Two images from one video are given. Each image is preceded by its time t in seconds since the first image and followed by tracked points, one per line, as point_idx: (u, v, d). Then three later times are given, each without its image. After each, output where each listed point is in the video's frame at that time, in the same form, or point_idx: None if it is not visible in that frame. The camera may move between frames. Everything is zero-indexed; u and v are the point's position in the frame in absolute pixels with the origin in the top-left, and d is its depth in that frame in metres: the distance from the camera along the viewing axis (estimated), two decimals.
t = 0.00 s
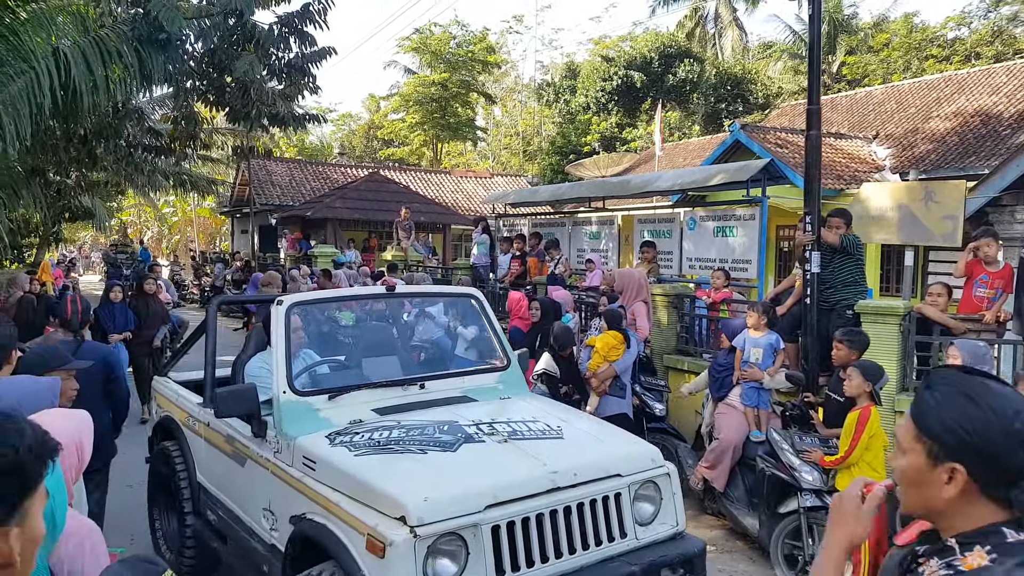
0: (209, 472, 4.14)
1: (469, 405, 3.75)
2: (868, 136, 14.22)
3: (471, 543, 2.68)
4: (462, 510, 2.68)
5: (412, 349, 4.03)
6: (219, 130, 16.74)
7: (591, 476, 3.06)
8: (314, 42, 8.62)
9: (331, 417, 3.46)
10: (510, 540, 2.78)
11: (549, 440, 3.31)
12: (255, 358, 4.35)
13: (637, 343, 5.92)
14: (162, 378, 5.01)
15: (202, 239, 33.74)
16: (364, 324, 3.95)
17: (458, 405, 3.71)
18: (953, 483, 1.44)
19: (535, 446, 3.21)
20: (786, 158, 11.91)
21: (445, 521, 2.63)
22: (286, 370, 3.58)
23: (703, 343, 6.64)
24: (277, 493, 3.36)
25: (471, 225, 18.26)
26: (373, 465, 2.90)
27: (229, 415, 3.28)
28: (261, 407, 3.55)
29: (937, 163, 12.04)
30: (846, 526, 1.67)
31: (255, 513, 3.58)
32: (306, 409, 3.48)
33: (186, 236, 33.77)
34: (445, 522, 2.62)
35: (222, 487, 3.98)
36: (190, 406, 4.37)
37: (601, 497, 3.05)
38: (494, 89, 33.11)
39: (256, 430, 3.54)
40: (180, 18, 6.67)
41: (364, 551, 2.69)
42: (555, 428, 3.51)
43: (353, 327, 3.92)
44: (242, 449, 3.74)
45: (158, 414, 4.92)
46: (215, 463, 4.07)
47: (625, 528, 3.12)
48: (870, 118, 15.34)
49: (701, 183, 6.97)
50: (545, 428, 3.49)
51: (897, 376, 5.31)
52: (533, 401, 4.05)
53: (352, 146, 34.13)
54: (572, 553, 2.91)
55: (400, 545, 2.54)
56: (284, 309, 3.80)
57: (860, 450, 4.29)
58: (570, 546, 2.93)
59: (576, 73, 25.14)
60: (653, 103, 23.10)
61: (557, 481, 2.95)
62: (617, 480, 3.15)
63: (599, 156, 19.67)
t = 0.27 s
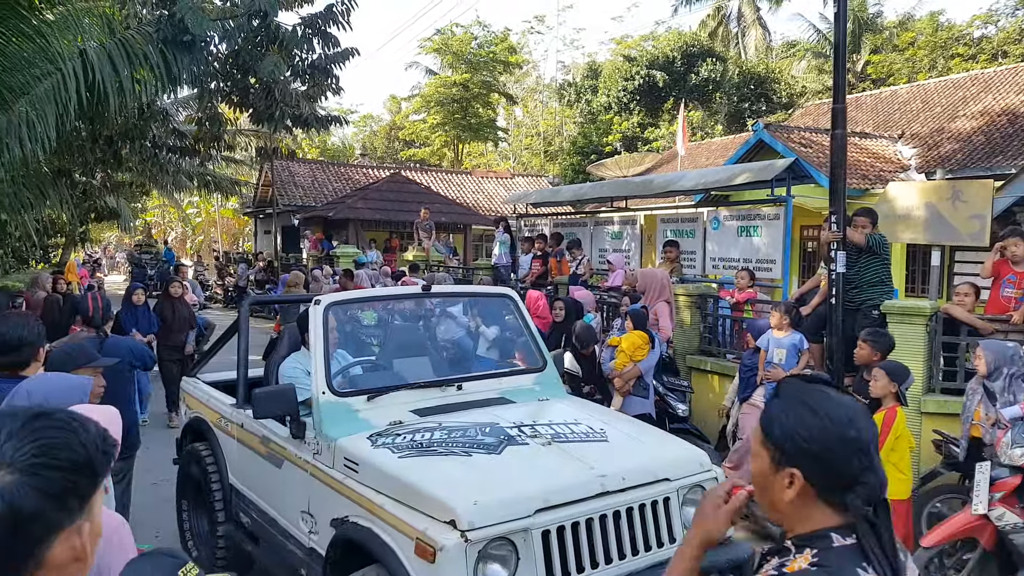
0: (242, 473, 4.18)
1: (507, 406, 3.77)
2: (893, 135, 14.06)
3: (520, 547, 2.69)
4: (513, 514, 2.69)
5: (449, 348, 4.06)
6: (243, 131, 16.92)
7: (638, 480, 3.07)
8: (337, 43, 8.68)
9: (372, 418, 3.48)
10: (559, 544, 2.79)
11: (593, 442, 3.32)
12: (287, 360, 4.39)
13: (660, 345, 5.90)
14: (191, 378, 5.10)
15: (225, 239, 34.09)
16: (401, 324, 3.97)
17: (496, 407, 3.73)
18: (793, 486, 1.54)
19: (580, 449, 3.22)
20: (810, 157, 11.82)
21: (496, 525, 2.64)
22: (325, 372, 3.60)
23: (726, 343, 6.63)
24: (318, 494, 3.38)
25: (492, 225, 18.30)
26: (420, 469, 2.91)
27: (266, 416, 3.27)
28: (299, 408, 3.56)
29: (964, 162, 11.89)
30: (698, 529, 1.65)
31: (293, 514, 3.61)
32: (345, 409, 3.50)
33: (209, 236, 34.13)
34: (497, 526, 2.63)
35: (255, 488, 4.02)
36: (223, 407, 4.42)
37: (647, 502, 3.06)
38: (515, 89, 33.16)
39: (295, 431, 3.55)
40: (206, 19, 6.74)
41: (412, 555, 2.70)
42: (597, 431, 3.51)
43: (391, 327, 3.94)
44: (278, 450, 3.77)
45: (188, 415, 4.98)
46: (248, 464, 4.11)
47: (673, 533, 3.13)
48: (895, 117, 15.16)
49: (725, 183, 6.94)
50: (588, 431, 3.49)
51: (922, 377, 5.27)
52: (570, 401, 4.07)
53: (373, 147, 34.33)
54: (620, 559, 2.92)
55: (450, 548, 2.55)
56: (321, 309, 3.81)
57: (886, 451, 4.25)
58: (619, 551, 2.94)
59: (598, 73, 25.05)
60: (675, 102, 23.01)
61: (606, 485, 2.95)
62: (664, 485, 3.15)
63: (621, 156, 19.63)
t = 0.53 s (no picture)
0: (274, 477, 4.20)
1: (542, 407, 3.73)
2: (908, 137, 14.04)
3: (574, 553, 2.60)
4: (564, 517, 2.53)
5: (481, 349, 4.04)
6: (259, 131, 17.07)
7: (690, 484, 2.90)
8: (354, 43, 8.79)
9: (410, 421, 3.46)
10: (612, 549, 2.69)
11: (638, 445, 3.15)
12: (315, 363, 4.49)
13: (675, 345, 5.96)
14: (215, 378, 5.20)
15: (239, 239, 34.33)
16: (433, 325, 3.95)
17: (532, 407, 3.69)
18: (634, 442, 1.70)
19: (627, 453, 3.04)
20: (825, 159, 11.82)
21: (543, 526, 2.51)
22: (361, 374, 3.59)
23: (742, 343, 6.67)
24: (357, 498, 3.35)
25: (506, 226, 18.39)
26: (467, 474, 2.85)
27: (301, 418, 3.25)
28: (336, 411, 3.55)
29: (979, 164, 11.86)
30: (562, 483, 1.82)
31: (330, 519, 3.60)
32: (381, 412, 3.49)
33: (224, 236, 34.39)
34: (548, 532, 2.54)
35: (288, 492, 4.02)
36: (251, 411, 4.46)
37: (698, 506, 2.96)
38: (529, 90, 33.26)
39: (330, 434, 3.52)
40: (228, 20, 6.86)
41: (463, 562, 2.63)
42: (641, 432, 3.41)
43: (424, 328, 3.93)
44: (312, 454, 3.77)
45: (210, 417, 5.07)
46: (279, 466, 4.13)
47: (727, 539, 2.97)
48: (910, 118, 15.13)
49: (741, 183, 6.99)
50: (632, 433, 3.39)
51: (938, 376, 5.30)
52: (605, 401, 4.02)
53: (387, 147, 34.50)
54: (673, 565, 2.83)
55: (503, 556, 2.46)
56: (356, 309, 3.80)
57: (902, 450, 4.29)
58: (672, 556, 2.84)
59: (612, 74, 25.08)
60: (689, 104, 23.02)
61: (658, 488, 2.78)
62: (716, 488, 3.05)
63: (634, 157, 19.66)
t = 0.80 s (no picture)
0: (300, 480, 4.13)
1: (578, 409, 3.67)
2: (912, 137, 14.05)
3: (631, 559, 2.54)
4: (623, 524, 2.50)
5: (514, 348, 3.96)
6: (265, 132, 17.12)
7: (740, 488, 2.91)
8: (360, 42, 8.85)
9: (446, 422, 3.39)
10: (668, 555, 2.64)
11: (683, 447, 3.13)
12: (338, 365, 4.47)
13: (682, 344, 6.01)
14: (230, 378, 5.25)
15: (244, 239, 34.41)
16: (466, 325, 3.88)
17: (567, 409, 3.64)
18: (533, 426, 1.81)
19: (674, 456, 3.02)
20: (829, 158, 11.85)
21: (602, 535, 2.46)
22: (395, 374, 3.53)
23: (748, 341, 6.71)
24: (394, 504, 3.29)
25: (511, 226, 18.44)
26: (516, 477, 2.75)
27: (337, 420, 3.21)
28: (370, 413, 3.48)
29: (984, 163, 11.88)
30: (482, 462, 1.94)
31: (361, 525, 3.52)
32: (417, 413, 3.43)
33: (228, 236, 34.48)
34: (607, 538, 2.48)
35: (315, 497, 3.95)
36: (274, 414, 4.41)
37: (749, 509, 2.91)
38: (533, 90, 33.31)
39: (364, 436, 3.45)
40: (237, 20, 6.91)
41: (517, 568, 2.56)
42: (683, 433, 3.36)
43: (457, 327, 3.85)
44: (342, 457, 3.69)
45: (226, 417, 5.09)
46: (303, 468, 4.08)
47: (772, 542, 3.01)
48: (914, 118, 15.15)
49: (748, 182, 7.02)
50: (675, 434, 3.34)
51: (944, 375, 5.33)
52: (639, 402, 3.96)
53: (391, 148, 34.56)
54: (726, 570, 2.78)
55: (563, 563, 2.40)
56: (389, 308, 3.71)
57: (910, 448, 4.31)
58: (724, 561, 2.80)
59: (616, 75, 25.11)
60: (693, 104, 23.05)
61: (711, 494, 2.78)
62: (765, 491, 3.01)
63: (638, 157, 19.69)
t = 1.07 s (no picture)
0: (324, 481, 3.96)
1: (617, 411, 3.58)
2: (919, 134, 14.01)
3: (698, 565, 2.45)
4: (691, 529, 2.45)
5: (549, 348, 3.85)
6: (269, 130, 17.14)
7: (800, 490, 2.85)
8: (365, 40, 8.83)
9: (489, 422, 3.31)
10: (732, 560, 2.56)
11: (736, 449, 3.12)
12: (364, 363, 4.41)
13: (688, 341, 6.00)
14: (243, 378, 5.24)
15: (248, 238, 34.48)
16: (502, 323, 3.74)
17: (607, 411, 3.57)
18: (464, 397, 2.00)
19: (726, 457, 2.99)
20: (835, 155, 11.82)
21: (673, 543, 2.40)
22: (434, 371, 3.38)
23: (755, 338, 6.69)
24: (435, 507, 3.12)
25: (516, 224, 18.45)
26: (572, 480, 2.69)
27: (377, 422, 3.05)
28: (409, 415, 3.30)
29: (990, 160, 11.84)
30: (418, 431, 2.08)
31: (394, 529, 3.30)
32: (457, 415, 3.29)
33: (232, 235, 34.55)
34: (675, 545, 2.39)
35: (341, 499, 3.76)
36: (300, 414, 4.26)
37: (809, 512, 2.83)
38: (537, 89, 33.31)
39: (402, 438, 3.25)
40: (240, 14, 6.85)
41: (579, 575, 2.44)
42: (731, 437, 3.29)
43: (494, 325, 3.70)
44: (370, 455, 3.45)
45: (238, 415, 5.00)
46: (327, 469, 3.92)
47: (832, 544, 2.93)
48: (920, 115, 15.10)
49: (755, 178, 7.01)
50: (724, 437, 3.27)
51: (953, 372, 5.31)
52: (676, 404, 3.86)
53: (395, 146, 34.57)
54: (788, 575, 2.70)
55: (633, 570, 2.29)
56: (425, 305, 3.57)
57: (918, 444, 4.27)
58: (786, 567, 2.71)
59: (621, 72, 25.06)
60: (698, 101, 23.01)
61: (772, 497, 2.74)
62: (823, 493, 2.94)
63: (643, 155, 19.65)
